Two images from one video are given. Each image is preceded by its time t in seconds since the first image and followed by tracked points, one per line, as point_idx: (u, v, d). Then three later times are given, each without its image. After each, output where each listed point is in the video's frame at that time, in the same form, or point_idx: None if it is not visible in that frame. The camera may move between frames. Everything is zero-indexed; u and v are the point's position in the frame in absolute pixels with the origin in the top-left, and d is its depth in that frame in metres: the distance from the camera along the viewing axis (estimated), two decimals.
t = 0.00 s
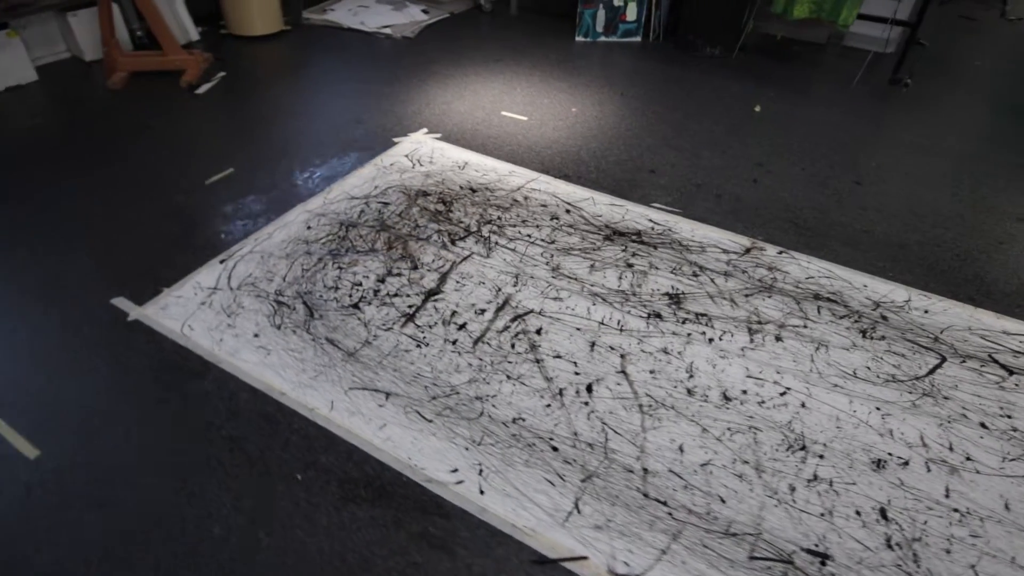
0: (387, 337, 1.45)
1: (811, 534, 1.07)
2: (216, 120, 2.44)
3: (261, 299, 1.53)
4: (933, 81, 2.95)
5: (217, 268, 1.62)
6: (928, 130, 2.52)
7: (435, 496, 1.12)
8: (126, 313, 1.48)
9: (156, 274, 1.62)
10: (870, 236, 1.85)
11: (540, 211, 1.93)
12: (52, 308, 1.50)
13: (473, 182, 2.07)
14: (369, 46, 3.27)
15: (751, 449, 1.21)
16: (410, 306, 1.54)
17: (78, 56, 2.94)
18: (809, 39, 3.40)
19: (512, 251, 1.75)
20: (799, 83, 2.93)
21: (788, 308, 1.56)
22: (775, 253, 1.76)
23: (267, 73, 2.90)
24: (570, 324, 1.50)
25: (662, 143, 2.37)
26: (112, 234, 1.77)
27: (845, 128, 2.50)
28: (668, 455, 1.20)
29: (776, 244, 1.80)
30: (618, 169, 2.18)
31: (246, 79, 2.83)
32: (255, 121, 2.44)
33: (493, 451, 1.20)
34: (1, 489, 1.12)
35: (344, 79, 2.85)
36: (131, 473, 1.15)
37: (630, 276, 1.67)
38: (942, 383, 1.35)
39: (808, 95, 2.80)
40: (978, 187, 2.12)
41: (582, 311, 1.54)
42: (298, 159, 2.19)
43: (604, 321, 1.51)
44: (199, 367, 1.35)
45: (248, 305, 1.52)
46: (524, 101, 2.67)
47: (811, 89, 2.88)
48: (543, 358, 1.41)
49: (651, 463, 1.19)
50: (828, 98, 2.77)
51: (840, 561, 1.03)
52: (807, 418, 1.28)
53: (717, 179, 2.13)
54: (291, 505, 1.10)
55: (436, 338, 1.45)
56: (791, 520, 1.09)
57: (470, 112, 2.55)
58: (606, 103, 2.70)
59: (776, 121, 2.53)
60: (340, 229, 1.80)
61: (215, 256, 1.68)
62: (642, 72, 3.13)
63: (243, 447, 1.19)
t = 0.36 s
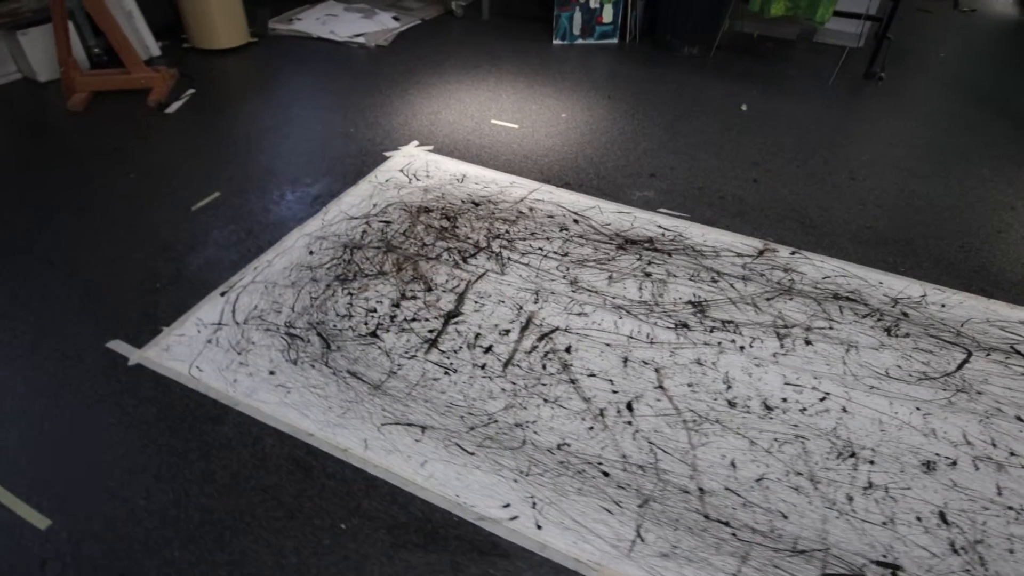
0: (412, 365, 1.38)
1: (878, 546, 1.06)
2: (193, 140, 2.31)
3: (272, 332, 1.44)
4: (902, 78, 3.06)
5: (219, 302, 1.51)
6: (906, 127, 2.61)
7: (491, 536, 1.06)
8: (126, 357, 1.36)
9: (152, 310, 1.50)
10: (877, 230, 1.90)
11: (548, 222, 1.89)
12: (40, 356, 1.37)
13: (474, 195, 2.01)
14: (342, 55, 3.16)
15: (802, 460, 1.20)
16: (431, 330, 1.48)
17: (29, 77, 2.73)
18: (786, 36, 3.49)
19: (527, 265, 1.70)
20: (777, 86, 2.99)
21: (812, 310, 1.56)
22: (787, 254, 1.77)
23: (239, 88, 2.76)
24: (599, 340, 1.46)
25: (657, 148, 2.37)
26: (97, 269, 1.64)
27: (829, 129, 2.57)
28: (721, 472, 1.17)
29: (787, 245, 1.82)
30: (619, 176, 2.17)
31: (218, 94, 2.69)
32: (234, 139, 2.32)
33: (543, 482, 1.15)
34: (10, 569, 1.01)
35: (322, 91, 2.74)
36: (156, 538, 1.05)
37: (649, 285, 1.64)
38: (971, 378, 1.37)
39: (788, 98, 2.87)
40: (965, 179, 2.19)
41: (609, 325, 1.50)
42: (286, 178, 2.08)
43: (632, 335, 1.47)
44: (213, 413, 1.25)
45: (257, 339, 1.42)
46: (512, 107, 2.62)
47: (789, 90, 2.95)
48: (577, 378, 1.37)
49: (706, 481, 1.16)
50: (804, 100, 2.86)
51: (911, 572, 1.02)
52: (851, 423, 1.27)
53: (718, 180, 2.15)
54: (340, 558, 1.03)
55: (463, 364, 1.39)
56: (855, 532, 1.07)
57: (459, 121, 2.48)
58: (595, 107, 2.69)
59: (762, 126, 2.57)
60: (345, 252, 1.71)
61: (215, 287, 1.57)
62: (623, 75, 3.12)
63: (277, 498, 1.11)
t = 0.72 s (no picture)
0: (454, 385, 1.34)
1: (944, 534, 1.08)
2: (179, 162, 2.20)
3: (303, 360, 1.37)
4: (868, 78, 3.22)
5: (240, 331, 1.43)
6: (880, 125, 2.75)
7: (570, 557, 1.04)
8: (150, 398, 1.27)
9: (167, 344, 1.41)
10: (881, 221, 1.97)
11: (563, 229, 1.87)
12: (54, 403, 1.27)
13: (483, 205, 1.97)
14: (320, 66, 3.08)
15: (857, 453, 1.21)
16: (466, 347, 1.44)
17: None
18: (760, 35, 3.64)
19: (551, 274, 1.68)
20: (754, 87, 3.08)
21: (835, 304, 1.60)
22: (801, 249, 1.81)
23: (217, 103, 2.65)
24: (638, 347, 1.45)
25: (655, 148, 2.39)
26: (100, 305, 1.53)
27: (812, 129, 2.67)
28: (782, 472, 1.18)
29: (800, 240, 1.86)
30: (624, 179, 2.18)
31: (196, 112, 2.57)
32: (222, 158, 2.21)
33: (610, 496, 1.13)
34: None
35: (306, 104, 2.65)
36: None
37: (675, 287, 1.65)
38: (993, 362, 1.43)
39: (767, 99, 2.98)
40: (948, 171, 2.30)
41: (644, 330, 1.50)
42: (286, 195, 2.00)
43: (670, 339, 1.47)
44: (256, 451, 1.18)
45: (287, 369, 1.35)
46: (505, 114, 2.60)
47: (767, 92, 3.05)
48: (623, 386, 1.36)
49: (769, 483, 1.16)
50: (782, 100, 2.95)
51: (981, 557, 1.05)
52: (894, 413, 1.30)
53: (719, 179, 2.19)
54: None
55: (506, 379, 1.36)
56: (920, 521, 1.10)
57: (454, 130, 2.45)
58: (587, 111, 2.69)
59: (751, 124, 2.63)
60: (363, 270, 1.65)
61: (231, 315, 1.49)
62: (607, 79, 3.16)
63: (340, 537, 1.06)
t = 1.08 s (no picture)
0: (492, 395, 1.32)
1: (985, 502, 1.13)
2: (158, 173, 2.07)
3: (333, 380, 1.33)
4: (831, 70, 3.37)
5: (262, 354, 1.37)
6: (851, 114, 2.87)
7: (640, 558, 1.04)
8: (178, 431, 1.20)
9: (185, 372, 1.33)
10: (871, 206, 2.07)
11: (571, 229, 1.88)
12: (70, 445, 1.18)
13: (488, 209, 1.96)
14: (292, 72, 2.98)
15: (893, 432, 1.26)
16: (498, 354, 1.42)
17: None
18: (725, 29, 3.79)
19: (569, 275, 1.68)
20: (727, 84, 3.17)
21: (844, 288, 1.66)
22: (803, 236, 1.88)
23: (188, 113, 2.52)
24: (667, 342, 1.47)
25: (645, 146, 2.43)
26: (99, 332, 1.42)
27: (790, 120, 2.76)
28: (827, 455, 1.21)
29: (800, 227, 1.93)
30: (622, 176, 2.20)
31: (167, 123, 2.44)
32: (206, 169, 2.11)
33: (667, 493, 1.14)
34: None
35: (284, 112, 2.56)
36: None
37: (691, 281, 1.68)
38: (997, 334, 1.52)
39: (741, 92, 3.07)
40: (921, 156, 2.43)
41: (670, 325, 1.52)
42: (282, 205, 1.93)
43: (696, 333, 1.50)
44: (300, 477, 1.13)
45: (318, 390, 1.30)
46: (492, 116, 2.59)
47: (739, 86, 3.16)
48: (660, 382, 1.37)
49: (815, 467, 1.19)
50: (755, 95, 3.05)
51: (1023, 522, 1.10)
52: (918, 390, 1.36)
53: (714, 173, 2.25)
54: None
55: (544, 384, 1.35)
56: (962, 492, 1.15)
57: (444, 134, 2.42)
58: (572, 110, 2.71)
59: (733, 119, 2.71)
60: (378, 282, 1.61)
61: (249, 338, 1.42)
62: (585, 78, 3.18)
63: (406, 559, 1.03)
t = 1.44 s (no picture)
0: (529, 400, 1.29)
1: (1020, 471, 1.17)
2: (138, 188, 1.95)
3: (363, 397, 1.27)
4: (799, 60, 3.46)
5: (283, 375, 1.31)
6: (825, 103, 2.96)
7: (706, 556, 1.03)
8: (207, 463, 1.13)
9: (204, 399, 1.25)
10: (861, 189, 2.15)
11: (579, 227, 1.87)
12: (87, 488, 1.09)
13: (491, 211, 1.93)
14: (264, 79, 2.87)
15: (923, 409, 1.29)
16: (528, 359, 1.40)
17: None
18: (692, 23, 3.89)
19: (585, 274, 1.67)
20: (703, 77, 3.22)
21: (851, 271, 1.71)
22: (803, 221, 1.93)
23: (159, 124, 2.39)
24: (693, 335, 1.47)
25: (637, 140, 2.45)
26: (103, 363, 1.32)
27: (769, 111, 2.84)
28: (867, 437, 1.23)
29: (799, 214, 1.98)
30: (620, 171, 2.22)
31: (138, 134, 2.30)
32: (188, 181, 1.99)
33: (720, 486, 1.13)
34: None
35: (263, 119, 2.45)
36: None
37: (705, 273, 1.69)
38: (998, 309, 1.59)
39: (718, 85, 3.13)
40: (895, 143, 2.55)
41: (694, 318, 1.53)
42: (278, 216, 1.84)
43: (720, 324, 1.51)
44: (346, 502, 1.08)
45: (349, 408, 1.25)
46: (481, 116, 2.57)
47: (715, 78, 3.22)
48: (694, 375, 1.37)
49: (858, 449, 1.21)
50: (732, 87, 3.11)
51: None
52: (940, 366, 1.39)
53: (706, 166, 2.29)
54: None
55: (579, 386, 1.34)
56: (998, 462, 1.18)
57: (433, 137, 2.37)
58: (559, 107, 2.71)
59: (715, 113, 2.77)
60: (393, 292, 1.56)
61: (266, 358, 1.35)
62: (564, 75, 3.18)
63: None
